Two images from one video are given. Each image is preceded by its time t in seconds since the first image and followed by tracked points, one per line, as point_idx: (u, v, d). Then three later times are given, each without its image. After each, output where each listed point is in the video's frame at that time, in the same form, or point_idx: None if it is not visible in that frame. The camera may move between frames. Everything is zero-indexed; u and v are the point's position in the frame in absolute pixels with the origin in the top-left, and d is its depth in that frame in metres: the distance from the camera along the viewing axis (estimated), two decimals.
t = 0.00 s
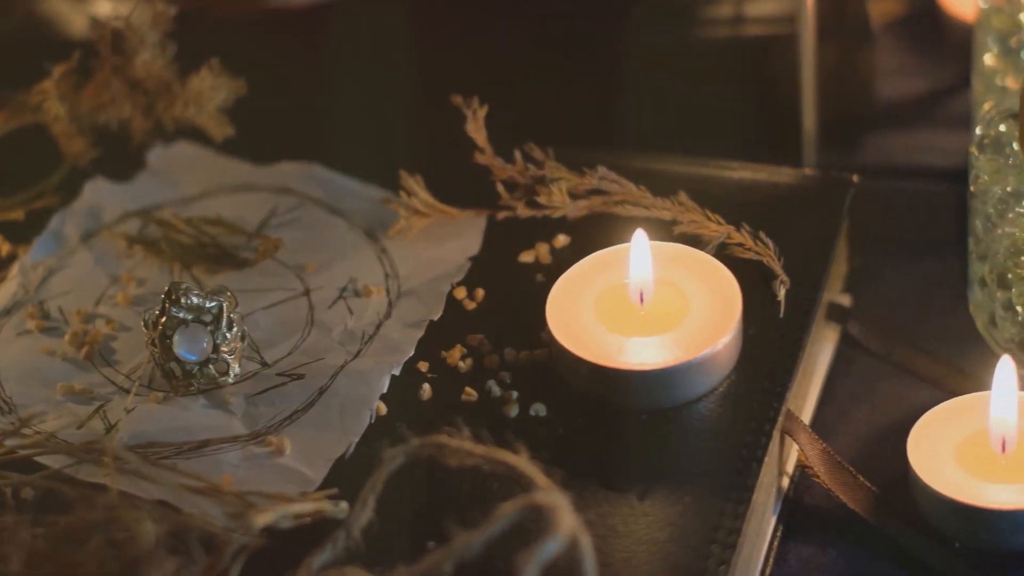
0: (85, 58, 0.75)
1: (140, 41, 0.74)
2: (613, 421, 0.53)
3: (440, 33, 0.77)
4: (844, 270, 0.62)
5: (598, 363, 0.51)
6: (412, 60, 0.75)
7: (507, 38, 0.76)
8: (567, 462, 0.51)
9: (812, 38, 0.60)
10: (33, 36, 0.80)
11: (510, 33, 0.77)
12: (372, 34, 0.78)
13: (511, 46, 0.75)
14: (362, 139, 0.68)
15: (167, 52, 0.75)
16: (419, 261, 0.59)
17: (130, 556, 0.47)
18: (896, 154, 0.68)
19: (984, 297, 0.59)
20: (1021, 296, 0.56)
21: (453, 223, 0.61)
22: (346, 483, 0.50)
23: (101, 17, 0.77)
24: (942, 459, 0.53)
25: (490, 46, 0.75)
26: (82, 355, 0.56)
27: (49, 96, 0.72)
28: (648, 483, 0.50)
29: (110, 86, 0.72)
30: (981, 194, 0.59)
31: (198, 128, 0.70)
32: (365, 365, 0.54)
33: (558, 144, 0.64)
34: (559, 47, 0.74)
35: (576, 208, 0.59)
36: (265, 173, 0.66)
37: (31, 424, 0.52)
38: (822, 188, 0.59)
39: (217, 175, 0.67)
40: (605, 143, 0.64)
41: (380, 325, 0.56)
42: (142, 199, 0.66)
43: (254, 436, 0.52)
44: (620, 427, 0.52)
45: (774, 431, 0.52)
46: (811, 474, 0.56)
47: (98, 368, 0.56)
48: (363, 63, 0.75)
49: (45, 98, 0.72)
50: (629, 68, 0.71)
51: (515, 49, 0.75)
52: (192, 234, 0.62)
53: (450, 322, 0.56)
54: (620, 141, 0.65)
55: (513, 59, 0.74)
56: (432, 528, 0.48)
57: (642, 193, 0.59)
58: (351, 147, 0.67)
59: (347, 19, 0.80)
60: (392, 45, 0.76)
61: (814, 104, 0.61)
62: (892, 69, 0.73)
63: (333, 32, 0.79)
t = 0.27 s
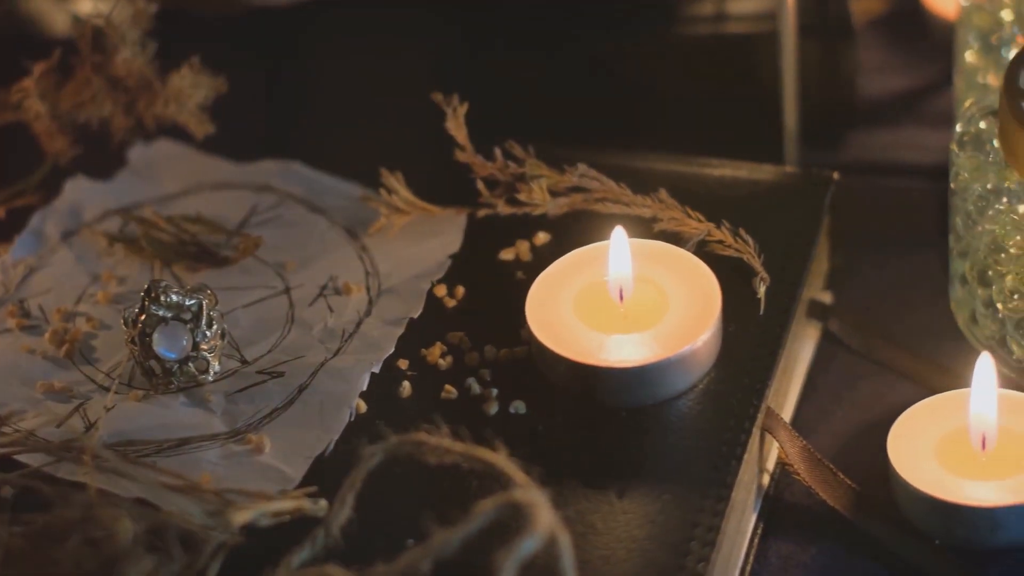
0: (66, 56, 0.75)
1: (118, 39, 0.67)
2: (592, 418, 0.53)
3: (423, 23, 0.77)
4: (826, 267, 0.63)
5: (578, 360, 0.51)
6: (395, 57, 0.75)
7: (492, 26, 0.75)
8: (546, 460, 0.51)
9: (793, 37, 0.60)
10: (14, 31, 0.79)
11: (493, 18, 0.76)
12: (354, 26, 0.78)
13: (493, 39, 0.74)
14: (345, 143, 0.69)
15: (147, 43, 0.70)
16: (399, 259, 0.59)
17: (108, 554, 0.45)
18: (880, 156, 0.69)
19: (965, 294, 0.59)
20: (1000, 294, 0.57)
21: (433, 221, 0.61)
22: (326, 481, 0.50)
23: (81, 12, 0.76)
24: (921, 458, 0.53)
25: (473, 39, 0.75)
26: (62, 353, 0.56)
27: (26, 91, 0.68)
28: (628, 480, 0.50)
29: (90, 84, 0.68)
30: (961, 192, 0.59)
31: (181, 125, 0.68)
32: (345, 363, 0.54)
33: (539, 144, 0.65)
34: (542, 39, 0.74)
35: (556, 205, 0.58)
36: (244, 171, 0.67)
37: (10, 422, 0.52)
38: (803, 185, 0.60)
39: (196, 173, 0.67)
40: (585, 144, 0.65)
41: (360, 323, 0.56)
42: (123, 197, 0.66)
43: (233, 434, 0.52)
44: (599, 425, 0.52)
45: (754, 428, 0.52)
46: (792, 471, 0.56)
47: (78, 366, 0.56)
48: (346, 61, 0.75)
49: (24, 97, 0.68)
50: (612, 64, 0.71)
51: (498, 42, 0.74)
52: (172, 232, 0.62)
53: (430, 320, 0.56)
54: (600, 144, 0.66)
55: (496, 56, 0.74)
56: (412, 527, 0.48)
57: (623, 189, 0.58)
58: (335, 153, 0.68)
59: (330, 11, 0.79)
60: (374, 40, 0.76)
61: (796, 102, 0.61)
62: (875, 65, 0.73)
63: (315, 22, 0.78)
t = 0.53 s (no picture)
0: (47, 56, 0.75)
1: (98, 36, 0.68)
2: (570, 416, 0.53)
3: (407, 27, 0.78)
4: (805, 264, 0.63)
5: (557, 358, 0.51)
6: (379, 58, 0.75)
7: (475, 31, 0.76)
8: (524, 457, 0.51)
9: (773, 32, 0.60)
10: None
11: (476, 26, 0.77)
12: (340, 31, 0.79)
13: (476, 43, 0.75)
14: (325, 135, 0.68)
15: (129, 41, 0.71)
16: (378, 257, 0.59)
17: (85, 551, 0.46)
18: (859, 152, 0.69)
19: (944, 291, 0.60)
20: (980, 290, 0.57)
21: (412, 218, 0.61)
22: (304, 479, 0.50)
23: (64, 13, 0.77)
24: (901, 455, 0.54)
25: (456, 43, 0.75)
26: (41, 351, 0.56)
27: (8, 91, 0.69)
28: (606, 477, 0.50)
29: (70, 81, 0.69)
30: (941, 189, 0.60)
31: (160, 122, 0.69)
32: (324, 361, 0.54)
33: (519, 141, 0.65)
34: (525, 44, 0.75)
35: (536, 203, 0.59)
36: (224, 168, 0.66)
37: None
38: (784, 180, 0.60)
39: (176, 171, 0.67)
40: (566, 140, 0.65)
41: (339, 320, 0.56)
42: (103, 194, 0.66)
43: (212, 432, 0.52)
44: (577, 422, 0.52)
45: (733, 425, 0.52)
46: (772, 469, 0.56)
47: (57, 364, 0.56)
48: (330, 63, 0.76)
49: (6, 96, 0.69)
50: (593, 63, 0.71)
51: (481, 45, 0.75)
52: (151, 230, 0.63)
53: (409, 317, 0.56)
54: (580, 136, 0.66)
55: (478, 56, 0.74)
56: (390, 525, 0.48)
57: (602, 186, 0.58)
58: (314, 144, 0.67)
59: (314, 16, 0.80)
60: (359, 42, 0.77)
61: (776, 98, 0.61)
62: (854, 65, 0.74)
63: (301, 29, 0.79)
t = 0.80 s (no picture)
0: (31, 53, 0.75)
1: (81, 33, 0.66)
2: (552, 411, 0.53)
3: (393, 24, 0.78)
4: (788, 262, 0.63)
5: (539, 354, 0.51)
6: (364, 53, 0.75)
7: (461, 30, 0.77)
8: (506, 453, 0.51)
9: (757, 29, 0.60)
10: None
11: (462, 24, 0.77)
12: (326, 27, 0.79)
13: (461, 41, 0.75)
14: (310, 134, 0.68)
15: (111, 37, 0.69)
16: (360, 253, 0.59)
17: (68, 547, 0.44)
18: (841, 146, 0.69)
19: (927, 287, 0.60)
20: (963, 286, 0.57)
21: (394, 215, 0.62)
22: (286, 475, 0.50)
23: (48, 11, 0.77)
24: (884, 451, 0.54)
25: (441, 41, 0.76)
26: (24, 348, 0.56)
27: None
28: (588, 473, 0.50)
29: (51, 79, 0.66)
30: (923, 184, 0.60)
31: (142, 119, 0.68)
32: (306, 358, 0.54)
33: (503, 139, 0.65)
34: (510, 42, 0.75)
35: (519, 199, 0.59)
36: (207, 165, 0.67)
37: None
38: (766, 180, 0.60)
39: (160, 169, 0.67)
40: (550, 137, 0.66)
41: (321, 317, 0.56)
42: (87, 192, 0.66)
43: (194, 429, 0.52)
44: (559, 418, 0.52)
45: (715, 420, 0.52)
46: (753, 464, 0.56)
47: (40, 361, 0.56)
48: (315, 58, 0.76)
49: None
50: (577, 63, 0.72)
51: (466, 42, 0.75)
52: (134, 227, 0.63)
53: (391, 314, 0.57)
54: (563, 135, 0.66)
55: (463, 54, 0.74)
56: (371, 522, 0.48)
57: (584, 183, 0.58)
58: (299, 143, 0.68)
59: (300, 14, 0.81)
60: (345, 39, 0.77)
61: (759, 95, 0.62)
62: (838, 61, 0.74)
63: (287, 26, 0.79)
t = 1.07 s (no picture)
0: (18, 49, 0.75)
1: (69, 31, 0.66)
2: (539, 407, 0.53)
3: (383, 21, 0.78)
4: (776, 257, 0.64)
5: (526, 351, 0.51)
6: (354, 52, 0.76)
7: (450, 26, 0.77)
8: (493, 449, 0.51)
9: (745, 24, 0.60)
10: None
11: (451, 20, 0.77)
12: (315, 24, 0.79)
13: (451, 38, 0.76)
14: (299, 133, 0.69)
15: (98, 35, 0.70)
16: (347, 250, 0.60)
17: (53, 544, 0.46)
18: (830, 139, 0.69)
19: (915, 282, 0.60)
20: (950, 282, 0.57)
21: (381, 211, 0.62)
22: (272, 471, 0.50)
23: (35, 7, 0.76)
24: (871, 447, 0.54)
25: (431, 38, 0.76)
26: (11, 345, 0.56)
27: None
28: (575, 469, 0.50)
29: (39, 76, 0.66)
30: (911, 180, 0.60)
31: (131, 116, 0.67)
32: (292, 354, 0.54)
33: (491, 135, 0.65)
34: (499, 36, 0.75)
35: (506, 195, 0.60)
36: (197, 163, 0.67)
37: None
38: (754, 176, 0.60)
39: (148, 166, 0.67)
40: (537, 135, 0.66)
41: (308, 313, 0.57)
42: (75, 188, 0.66)
43: (181, 425, 0.52)
44: (546, 414, 0.53)
45: (701, 416, 0.52)
46: (741, 460, 0.56)
47: (27, 358, 0.56)
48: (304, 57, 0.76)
49: None
50: (564, 64, 0.72)
51: (456, 38, 0.75)
52: (122, 224, 0.63)
53: (379, 310, 0.57)
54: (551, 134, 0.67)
55: (453, 51, 0.75)
56: (357, 518, 0.48)
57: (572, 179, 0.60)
58: (288, 141, 0.68)
59: (290, 12, 0.81)
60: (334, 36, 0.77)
61: (748, 91, 0.62)
62: (826, 58, 0.74)
63: (277, 23, 0.80)
